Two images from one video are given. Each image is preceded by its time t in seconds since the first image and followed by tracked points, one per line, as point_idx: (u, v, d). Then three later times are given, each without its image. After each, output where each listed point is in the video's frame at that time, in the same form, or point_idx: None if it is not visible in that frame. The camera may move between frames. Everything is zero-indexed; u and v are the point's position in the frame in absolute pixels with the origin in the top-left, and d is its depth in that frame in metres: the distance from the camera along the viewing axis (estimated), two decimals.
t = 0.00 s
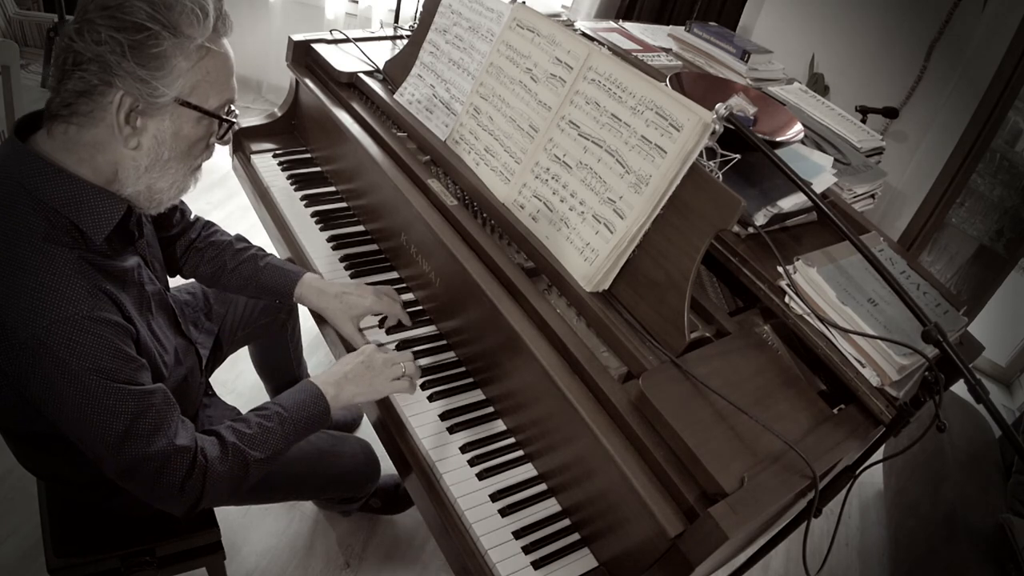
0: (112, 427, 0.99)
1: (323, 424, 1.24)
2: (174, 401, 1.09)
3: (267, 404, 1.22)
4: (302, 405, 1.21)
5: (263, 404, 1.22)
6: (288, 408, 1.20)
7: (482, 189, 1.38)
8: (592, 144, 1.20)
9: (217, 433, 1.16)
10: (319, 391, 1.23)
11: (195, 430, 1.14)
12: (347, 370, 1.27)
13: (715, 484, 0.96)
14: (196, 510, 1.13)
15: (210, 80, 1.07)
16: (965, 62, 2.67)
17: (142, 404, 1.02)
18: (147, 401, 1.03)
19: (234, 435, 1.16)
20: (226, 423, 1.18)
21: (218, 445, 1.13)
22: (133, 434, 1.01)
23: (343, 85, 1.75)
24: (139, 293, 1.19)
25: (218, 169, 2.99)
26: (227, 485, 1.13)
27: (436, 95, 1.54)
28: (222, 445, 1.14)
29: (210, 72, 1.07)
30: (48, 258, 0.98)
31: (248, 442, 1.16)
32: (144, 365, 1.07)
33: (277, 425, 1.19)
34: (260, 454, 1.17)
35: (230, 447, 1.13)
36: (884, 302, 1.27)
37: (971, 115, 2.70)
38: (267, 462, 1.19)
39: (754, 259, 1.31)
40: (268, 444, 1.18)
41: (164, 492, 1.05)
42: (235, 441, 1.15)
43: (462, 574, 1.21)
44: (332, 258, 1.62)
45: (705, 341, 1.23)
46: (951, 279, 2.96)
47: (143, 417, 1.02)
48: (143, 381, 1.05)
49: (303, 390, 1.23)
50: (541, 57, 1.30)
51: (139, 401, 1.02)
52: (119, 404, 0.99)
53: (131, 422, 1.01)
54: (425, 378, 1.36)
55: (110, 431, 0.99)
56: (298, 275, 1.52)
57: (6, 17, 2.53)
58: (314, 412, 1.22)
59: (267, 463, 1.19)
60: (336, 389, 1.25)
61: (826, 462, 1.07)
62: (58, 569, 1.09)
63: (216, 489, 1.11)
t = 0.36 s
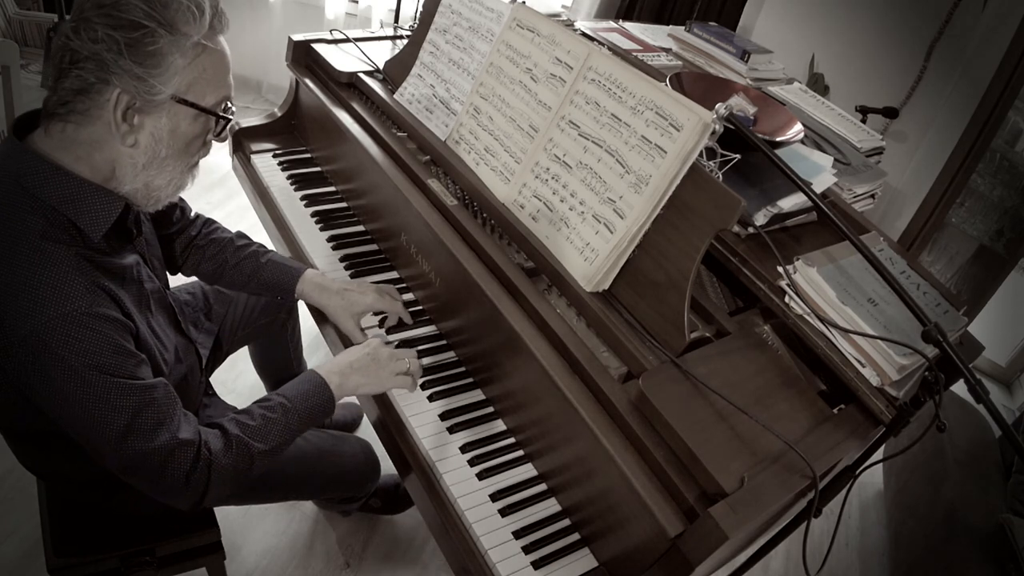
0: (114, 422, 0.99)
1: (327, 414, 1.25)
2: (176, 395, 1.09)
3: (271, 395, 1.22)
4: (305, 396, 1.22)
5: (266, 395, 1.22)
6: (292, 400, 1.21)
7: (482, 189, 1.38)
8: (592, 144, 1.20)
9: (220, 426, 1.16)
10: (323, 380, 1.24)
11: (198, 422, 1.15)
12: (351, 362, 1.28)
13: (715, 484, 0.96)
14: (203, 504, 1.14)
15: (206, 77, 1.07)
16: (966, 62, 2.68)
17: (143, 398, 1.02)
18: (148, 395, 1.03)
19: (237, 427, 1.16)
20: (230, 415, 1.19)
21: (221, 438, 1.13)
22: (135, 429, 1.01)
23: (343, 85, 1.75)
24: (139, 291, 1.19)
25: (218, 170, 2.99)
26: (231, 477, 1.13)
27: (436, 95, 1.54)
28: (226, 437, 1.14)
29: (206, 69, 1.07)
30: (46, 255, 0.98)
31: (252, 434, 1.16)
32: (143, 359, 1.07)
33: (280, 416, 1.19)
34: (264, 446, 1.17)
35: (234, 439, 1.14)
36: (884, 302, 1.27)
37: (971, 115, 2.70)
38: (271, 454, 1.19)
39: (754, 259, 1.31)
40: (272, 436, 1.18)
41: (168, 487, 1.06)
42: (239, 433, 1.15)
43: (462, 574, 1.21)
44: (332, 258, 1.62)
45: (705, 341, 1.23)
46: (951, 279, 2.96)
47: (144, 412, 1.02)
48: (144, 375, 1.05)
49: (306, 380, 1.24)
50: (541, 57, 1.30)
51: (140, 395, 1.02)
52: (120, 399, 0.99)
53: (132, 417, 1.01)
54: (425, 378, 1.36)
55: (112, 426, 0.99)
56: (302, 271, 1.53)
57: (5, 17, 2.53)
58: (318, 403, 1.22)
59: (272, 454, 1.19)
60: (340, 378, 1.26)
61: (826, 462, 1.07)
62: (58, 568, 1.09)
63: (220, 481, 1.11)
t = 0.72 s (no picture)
0: (120, 413, 1.00)
1: (333, 396, 1.25)
2: (180, 386, 1.10)
3: (275, 380, 1.23)
4: (311, 378, 1.23)
5: (272, 379, 1.23)
6: (298, 382, 1.22)
7: (482, 189, 1.38)
8: (592, 144, 1.20)
9: (228, 413, 1.16)
10: (329, 360, 1.24)
11: (205, 412, 1.15)
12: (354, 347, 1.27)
13: (715, 484, 0.96)
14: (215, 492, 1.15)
15: (204, 76, 1.07)
16: (966, 62, 2.68)
17: (148, 389, 1.02)
18: (152, 386, 1.03)
19: (245, 414, 1.16)
20: (236, 403, 1.18)
21: (228, 426, 1.13)
22: (142, 419, 1.02)
23: (343, 85, 1.75)
24: (138, 289, 1.19)
25: (218, 170, 2.99)
26: (242, 465, 1.14)
27: (436, 95, 1.54)
28: (233, 424, 1.14)
29: (205, 69, 1.07)
30: (45, 252, 0.98)
31: (259, 421, 1.17)
32: (146, 352, 1.07)
33: (288, 399, 1.20)
34: (273, 431, 1.18)
35: (241, 426, 1.14)
36: (884, 302, 1.27)
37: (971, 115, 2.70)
38: (281, 438, 1.20)
39: (754, 259, 1.31)
40: (281, 420, 1.19)
41: (177, 473, 1.06)
42: (246, 420, 1.15)
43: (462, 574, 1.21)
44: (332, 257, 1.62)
45: (705, 341, 1.23)
46: (951, 279, 2.97)
47: (151, 402, 1.02)
48: (147, 366, 1.05)
49: (310, 362, 1.24)
50: (541, 57, 1.30)
51: (146, 386, 1.02)
52: (125, 391, 1.00)
53: (138, 408, 1.01)
54: (425, 378, 1.36)
55: (118, 417, 1.00)
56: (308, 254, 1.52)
57: (5, 17, 2.53)
58: (323, 383, 1.23)
59: (281, 439, 1.20)
60: (346, 356, 1.25)
61: (826, 462, 1.07)
62: (58, 568, 1.09)
63: (232, 467, 1.12)
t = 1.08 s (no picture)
0: (125, 414, 1.00)
1: (321, 388, 1.26)
2: (184, 384, 1.10)
3: (269, 373, 1.23)
4: (302, 370, 1.23)
5: (264, 373, 1.23)
6: (290, 375, 1.22)
7: (482, 189, 1.38)
8: (592, 144, 1.20)
9: (224, 408, 1.16)
10: (316, 351, 1.25)
11: (202, 406, 1.15)
12: (340, 331, 1.28)
13: (715, 484, 0.96)
14: (216, 481, 1.15)
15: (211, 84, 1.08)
16: (966, 62, 2.68)
17: (152, 389, 1.03)
18: (156, 385, 1.03)
19: (241, 409, 1.16)
20: (231, 397, 1.19)
21: (226, 420, 1.14)
22: (147, 419, 1.02)
23: (343, 85, 1.75)
24: (142, 289, 1.19)
25: (218, 170, 2.99)
26: (240, 457, 1.15)
27: (436, 95, 1.54)
28: (231, 419, 1.14)
29: (214, 78, 1.08)
30: (52, 255, 0.98)
31: (255, 415, 1.17)
32: (150, 352, 1.07)
33: (281, 393, 1.21)
34: (268, 426, 1.19)
35: (238, 421, 1.14)
36: (884, 302, 1.27)
37: (971, 115, 2.70)
38: (276, 432, 1.21)
39: (754, 259, 1.31)
40: (275, 414, 1.20)
41: (179, 470, 1.06)
42: (243, 415, 1.15)
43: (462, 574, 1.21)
44: (331, 258, 1.61)
45: (705, 341, 1.23)
46: (951, 278, 2.97)
47: (155, 402, 1.03)
48: (151, 365, 1.05)
49: (299, 353, 1.25)
50: (541, 57, 1.30)
51: (149, 386, 1.02)
52: (129, 391, 1.00)
53: (142, 408, 1.02)
54: (425, 378, 1.36)
55: (123, 418, 1.00)
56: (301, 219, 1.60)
57: (5, 17, 2.53)
58: (313, 375, 1.24)
59: (277, 432, 1.21)
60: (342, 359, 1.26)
61: (826, 462, 1.07)
62: (58, 568, 1.09)
63: (231, 460, 1.13)
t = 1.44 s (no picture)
0: (120, 414, 1.00)
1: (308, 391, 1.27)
2: (178, 383, 1.10)
3: (257, 375, 1.24)
4: (287, 373, 1.24)
5: (252, 375, 1.24)
6: (276, 376, 1.23)
7: (482, 189, 1.38)
8: (592, 144, 1.20)
9: (214, 408, 1.16)
10: (303, 357, 1.26)
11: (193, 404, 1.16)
12: (329, 339, 1.30)
13: (715, 484, 0.96)
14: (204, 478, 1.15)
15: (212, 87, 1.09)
16: (966, 64, 2.69)
17: (147, 389, 1.03)
18: (151, 385, 1.04)
19: (232, 409, 1.17)
20: (221, 396, 1.20)
21: (216, 420, 1.15)
22: (141, 418, 1.03)
23: (343, 85, 1.75)
24: (141, 288, 1.19)
25: (218, 170, 2.98)
26: (229, 455, 1.16)
27: (436, 95, 1.54)
28: (221, 419, 1.15)
29: (215, 81, 1.09)
30: (53, 255, 0.98)
31: (244, 415, 1.18)
32: (147, 351, 1.07)
33: (270, 396, 1.21)
34: (256, 426, 1.20)
35: (229, 421, 1.15)
36: (883, 302, 1.27)
37: (970, 115, 2.71)
38: (265, 431, 1.22)
39: (754, 259, 1.31)
40: (263, 414, 1.21)
41: (172, 470, 1.07)
42: (233, 415, 1.16)
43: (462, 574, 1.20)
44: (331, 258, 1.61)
45: (705, 341, 1.23)
46: (951, 278, 2.96)
47: (149, 401, 1.03)
48: (147, 365, 1.05)
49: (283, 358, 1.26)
50: (541, 57, 1.30)
51: (145, 386, 1.03)
52: (126, 391, 1.00)
53: (137, 408, 1.02)
54: (425, 378, 1.36)
55: (118, 417, 1.00)
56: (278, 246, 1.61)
57: (5, 17, 2.52)
58: (301, 379, 1.25)
59: (266, 431, 1.22)
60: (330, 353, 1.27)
61: (826, 462, 1.07)
62: (58, 568, 1.09)
63: (220, 457, 1.14)
